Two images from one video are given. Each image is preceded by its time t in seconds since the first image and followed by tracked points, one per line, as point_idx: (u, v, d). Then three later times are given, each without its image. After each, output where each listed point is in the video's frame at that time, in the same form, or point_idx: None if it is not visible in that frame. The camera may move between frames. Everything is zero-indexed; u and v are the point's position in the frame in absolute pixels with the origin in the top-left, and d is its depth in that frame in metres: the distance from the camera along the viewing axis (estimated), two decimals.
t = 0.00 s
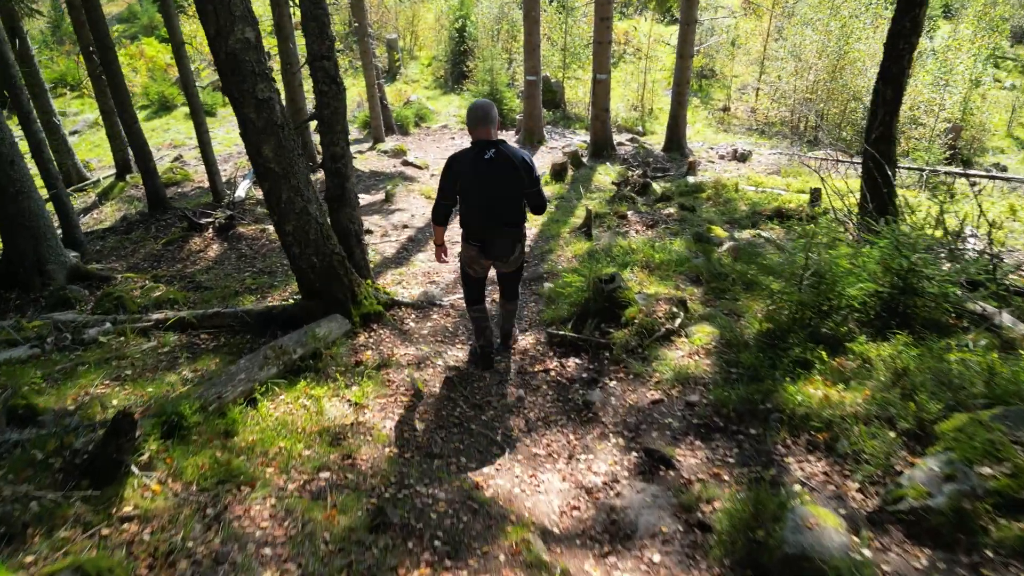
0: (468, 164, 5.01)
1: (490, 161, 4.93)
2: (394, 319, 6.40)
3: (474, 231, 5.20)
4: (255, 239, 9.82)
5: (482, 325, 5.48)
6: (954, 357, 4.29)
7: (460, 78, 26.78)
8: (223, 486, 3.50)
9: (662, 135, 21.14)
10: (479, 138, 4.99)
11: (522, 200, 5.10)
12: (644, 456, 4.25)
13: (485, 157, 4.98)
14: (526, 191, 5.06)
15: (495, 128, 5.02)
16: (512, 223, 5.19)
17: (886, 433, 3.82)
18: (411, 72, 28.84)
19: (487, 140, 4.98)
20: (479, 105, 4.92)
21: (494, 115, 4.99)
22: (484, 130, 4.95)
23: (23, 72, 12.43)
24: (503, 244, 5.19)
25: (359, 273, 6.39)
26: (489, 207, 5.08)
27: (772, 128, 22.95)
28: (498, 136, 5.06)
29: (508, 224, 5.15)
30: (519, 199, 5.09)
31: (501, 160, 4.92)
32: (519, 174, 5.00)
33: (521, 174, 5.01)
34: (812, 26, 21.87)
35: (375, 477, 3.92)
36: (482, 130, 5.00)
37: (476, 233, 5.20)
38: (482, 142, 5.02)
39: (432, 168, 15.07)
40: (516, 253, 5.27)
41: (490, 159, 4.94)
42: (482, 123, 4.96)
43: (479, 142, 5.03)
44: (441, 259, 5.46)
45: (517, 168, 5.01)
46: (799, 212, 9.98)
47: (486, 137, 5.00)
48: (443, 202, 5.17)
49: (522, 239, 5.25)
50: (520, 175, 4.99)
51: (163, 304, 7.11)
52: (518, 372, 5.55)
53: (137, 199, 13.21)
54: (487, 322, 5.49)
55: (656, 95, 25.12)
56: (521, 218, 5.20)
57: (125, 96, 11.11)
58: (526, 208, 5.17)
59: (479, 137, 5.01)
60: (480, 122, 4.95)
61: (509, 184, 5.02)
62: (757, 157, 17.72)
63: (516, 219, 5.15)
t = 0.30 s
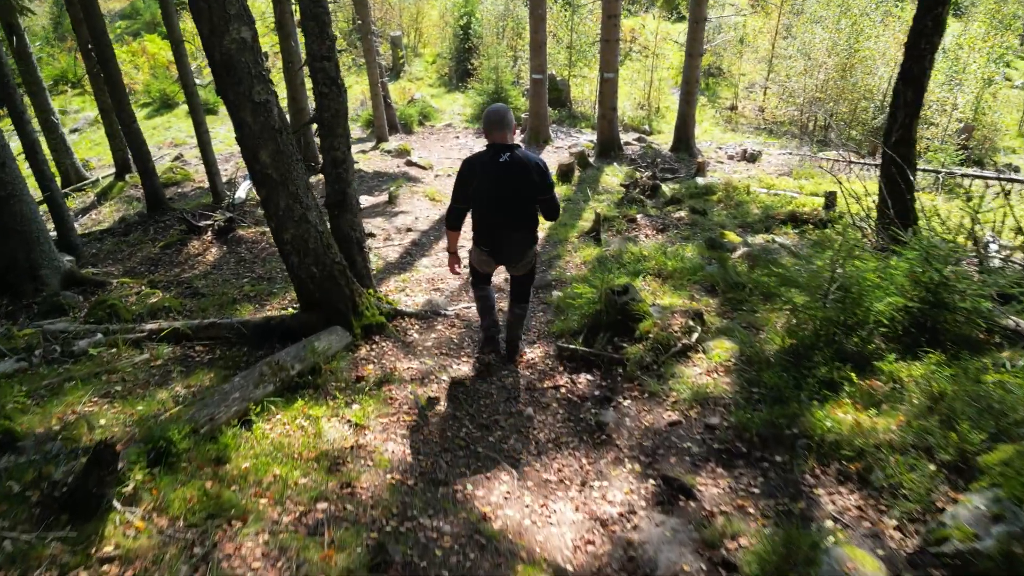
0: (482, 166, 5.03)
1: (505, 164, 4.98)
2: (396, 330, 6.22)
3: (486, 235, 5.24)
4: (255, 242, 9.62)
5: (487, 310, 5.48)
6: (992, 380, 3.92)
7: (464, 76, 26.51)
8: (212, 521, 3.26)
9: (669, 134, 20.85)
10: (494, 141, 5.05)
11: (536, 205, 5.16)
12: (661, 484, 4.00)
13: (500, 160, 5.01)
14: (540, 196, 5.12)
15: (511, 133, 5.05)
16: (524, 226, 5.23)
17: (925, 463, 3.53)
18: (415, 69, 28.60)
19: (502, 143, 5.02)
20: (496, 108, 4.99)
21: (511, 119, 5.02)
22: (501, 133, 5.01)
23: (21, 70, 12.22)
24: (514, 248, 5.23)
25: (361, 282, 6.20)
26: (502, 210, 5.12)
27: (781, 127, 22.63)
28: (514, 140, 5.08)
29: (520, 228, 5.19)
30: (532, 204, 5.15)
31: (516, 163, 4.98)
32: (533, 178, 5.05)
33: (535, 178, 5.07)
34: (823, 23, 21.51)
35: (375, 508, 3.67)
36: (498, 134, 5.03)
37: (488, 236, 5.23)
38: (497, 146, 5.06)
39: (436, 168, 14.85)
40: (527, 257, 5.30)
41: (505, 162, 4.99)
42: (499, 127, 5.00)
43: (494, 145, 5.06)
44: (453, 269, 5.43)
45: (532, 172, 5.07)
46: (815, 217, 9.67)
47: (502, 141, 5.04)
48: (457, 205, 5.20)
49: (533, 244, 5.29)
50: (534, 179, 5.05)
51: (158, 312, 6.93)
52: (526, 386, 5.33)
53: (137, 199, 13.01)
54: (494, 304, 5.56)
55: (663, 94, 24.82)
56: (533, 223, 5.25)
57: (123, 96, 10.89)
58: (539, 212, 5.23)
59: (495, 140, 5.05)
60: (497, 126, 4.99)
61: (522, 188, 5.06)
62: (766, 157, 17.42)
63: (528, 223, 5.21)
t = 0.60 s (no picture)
0: (486, 160, 4.86)
1: (508, 156, 4.77)
2: (401, 339, 6.01)
3: (493, 230, 5.07)
4: (256, 243, 9.41)
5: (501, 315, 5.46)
6: None
7: (469, 72, 26.21)
8: (202, 558, 3.04)
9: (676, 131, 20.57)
10: (500, 133, 4.85)
11: (542, 197, 4.97)
12: (682, 511, 3.75)
13: (504, 153, 4.81)
14: (546, 188, 4.92)
15: (515, 124, 4.84)
16: (531, 220, 5.04)
17: (968, 494, 3.24)
18: (419, 65, 28.32)
19: (506, 135, 4.82)
20: (501, 100, 4.80)
21: (515, 109, 4.81)
22: (506, 125, 4.81)
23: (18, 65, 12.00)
24: (521, 242, 5.04)
25: (363, 290, 5.98)
26: (508, 204, 4.94)
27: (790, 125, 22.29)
28: (519, 131, 4.87)
29: (527, 222, 5.00)
30: (539, 197, 4.96)
31: (519, 154, 4.77)
32: (537, 169, 4.85)
33: (540, 169, 4.87)
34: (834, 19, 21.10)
35: (377, 539, 3.43)
36: (503, 125, 4.84)
37: (495, 231, 5.06)
38: (502, 138, 4.86)
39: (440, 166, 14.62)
40: (535, 254, 5.10)
41: (509, 154, 4.79)
42: (502, 118, 4.81)
43: (499, 137, 4.87)
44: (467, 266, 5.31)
45: (536, 164, 4.86)
46: (830, 218, 9.40)
47: (506, 133, 4.83)
48: (463, 200, 5.05)
49: (542, 240, 5.08)
50: (538, 171, 4.84)
51: (155, 318, 6.74)
52: (536, 401, 5.11)
53: (137, 197, 12.81)
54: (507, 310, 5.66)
55: (670, 90, 24.49)
56: (541, 216, 5.05)
57: (122, 93, 10.66)
58: (546, 205, 5.03)
59: (499, 132, 4.85)
60: (500, 117, 4.79)
61: (527, 180, 4.87)
62: (776, 155, 17.11)
63: (536, 218, 5.02)
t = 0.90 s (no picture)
0: (488, 153, 4.92)
1: (510, 150, 4.85)
2: (402, 350, 5.81)
3: (496, 223, 5.10)
4: (253, 247, 9.19)
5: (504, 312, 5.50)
6: None
7: (469, 70, 25.97)
8: None
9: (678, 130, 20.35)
10: (499, 127, 4.91)
11: (545, 189, 5.02)
12: (703, 540, 3.52)
13: (506, 146, 4.88)
14: (548, 180, 4.98)
15: (516, 117, 4.90)
16: (535, 212, 5.08)
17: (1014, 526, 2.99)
18: (418, 63, 28.07)
19: (508, 129, 4.88)
20: (500, 95, 4.84)
21: (515, 103, 4.87)
22: (505, 119, 4.87)
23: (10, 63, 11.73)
24: (525, 234, 5.08)
25: (362, 298, 5.79)
26: (510, 196, 4.97)
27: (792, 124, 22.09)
28: (520, 125, 4.94)
29: (531, 214, 5.04)
30: (542, 189, 5.01)
31: (521, 147, 4.86)
32: (540, 161, 4.91)
33: (543, 162, 4.92)
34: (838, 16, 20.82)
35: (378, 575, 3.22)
36: (504, 119, 4.89)
37: (498, 224, 5.09)
38: (503, 132, 4.92)
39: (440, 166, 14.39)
40: (540, 245, 5.18)
41: (511, 147, 4.86)
42: (503, 112, 4.86)
43: (500, 131, 4.92)
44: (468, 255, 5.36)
45: (539, 157, 4.92)
46: (841, 220, 9.16)
47: (507, 127, 4.88)
48: (465, 193, 5.08)
49: (547, 232, 5.15)
50: (541, 164, 4.90)
51: (148, 326, 6.54)
52: (544, 417, 4.91)
53: (132, 198, 12.57)
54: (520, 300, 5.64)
55: (671, 89, 24.26)
56: (544, 208, 5.09)
57: (115, 91, 10.42)
58: (548, 197, 5.08)
59: (500, 126, 4.91)
60: (501, 111, 4.84)
61: (530, 172, 4.93)
62: (780, 155, 16.89)
63: (540, 211, 5.07)
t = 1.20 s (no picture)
0: (502, 158, 4.87)
1: (525, 155, 4.83)
2: (399, 361, 5.60)
3: (507, 227, 5.08)
4: (244, 252, 8.95)
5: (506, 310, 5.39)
6: None
7: (463, 70, 25.77)
8: None
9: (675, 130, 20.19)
10: (511, 132, 4.86)
11: (557, 192, 5.05)
12: (720, 567, 3.32)
13: (520, 151, 4.85)
14: (560, 183, 5.01)
15: (529, 122, 4.87)
16: (545, 215, 5.10)
17: None
18: (411, 64, 27.81)
19: (522, 134, 4.85)
20: (513, 98, 4.76)
21: (528, 108, 4.83)
22: (518, 123, 4.83)
23: None
24: (536, 237, 5.09)
25: (357, 308, 5.58)
26: (524, 200, 4.97)
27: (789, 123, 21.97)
28: (532, 129, 4.92)
29: (542, 217, 5.07)
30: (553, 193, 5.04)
31: (536, 152, 4.85)
32: (553, 166, 4.92)
33: (555, 166, 4.93)
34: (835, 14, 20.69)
35: None
36: (517, 124, 4.83)
37: (509, 228, 5.07)
38: (515, 137, 4.88)
39: (435, 168, 14.17)
40: (549, 247, 5.21)
41: (525, 153, 4.84)
42: (517, 117, 4.81)
43: (512, 136, 4.88)
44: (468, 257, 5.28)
45: (552, 161, 4.93)
46: (845, 222, 8.99)
47: (520, 132, 4.85)
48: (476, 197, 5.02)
49: (555, 234, 5.20)
50: (555, 168, 4.92)
51: (134, 336, 6.30)
52: (548, 432, 4.71)
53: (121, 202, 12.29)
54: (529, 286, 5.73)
55: (667, 88, 24.11)
56: (553, 212, 5.14)
57: (102, 92, 10.17)
58: (558, 200, 5.12)
59: (513, 131, 4.85)
60: (515, 116, 4.79)
61: (542, 176, 4.94)
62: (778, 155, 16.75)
63: (551, 213, 5.11)
